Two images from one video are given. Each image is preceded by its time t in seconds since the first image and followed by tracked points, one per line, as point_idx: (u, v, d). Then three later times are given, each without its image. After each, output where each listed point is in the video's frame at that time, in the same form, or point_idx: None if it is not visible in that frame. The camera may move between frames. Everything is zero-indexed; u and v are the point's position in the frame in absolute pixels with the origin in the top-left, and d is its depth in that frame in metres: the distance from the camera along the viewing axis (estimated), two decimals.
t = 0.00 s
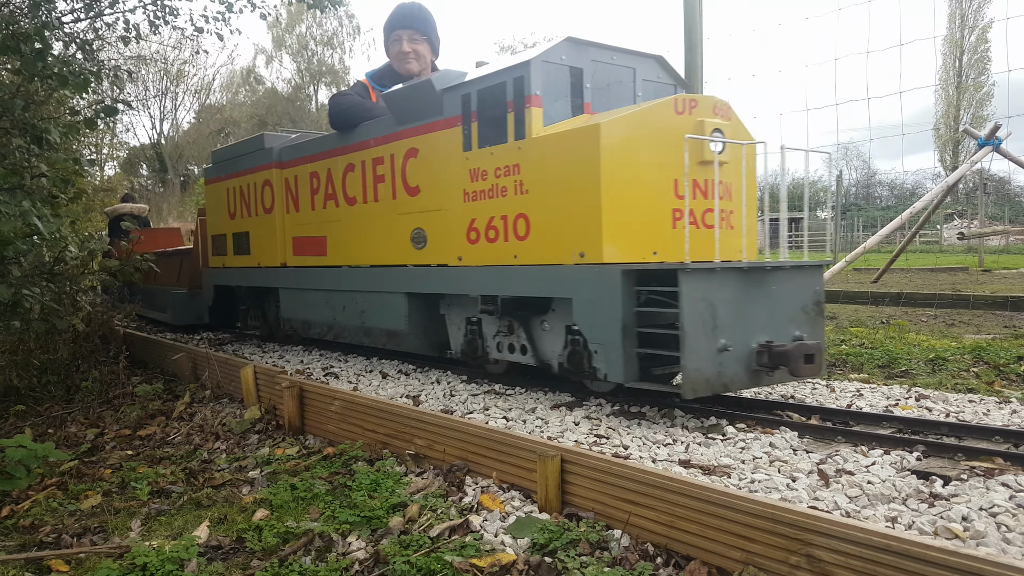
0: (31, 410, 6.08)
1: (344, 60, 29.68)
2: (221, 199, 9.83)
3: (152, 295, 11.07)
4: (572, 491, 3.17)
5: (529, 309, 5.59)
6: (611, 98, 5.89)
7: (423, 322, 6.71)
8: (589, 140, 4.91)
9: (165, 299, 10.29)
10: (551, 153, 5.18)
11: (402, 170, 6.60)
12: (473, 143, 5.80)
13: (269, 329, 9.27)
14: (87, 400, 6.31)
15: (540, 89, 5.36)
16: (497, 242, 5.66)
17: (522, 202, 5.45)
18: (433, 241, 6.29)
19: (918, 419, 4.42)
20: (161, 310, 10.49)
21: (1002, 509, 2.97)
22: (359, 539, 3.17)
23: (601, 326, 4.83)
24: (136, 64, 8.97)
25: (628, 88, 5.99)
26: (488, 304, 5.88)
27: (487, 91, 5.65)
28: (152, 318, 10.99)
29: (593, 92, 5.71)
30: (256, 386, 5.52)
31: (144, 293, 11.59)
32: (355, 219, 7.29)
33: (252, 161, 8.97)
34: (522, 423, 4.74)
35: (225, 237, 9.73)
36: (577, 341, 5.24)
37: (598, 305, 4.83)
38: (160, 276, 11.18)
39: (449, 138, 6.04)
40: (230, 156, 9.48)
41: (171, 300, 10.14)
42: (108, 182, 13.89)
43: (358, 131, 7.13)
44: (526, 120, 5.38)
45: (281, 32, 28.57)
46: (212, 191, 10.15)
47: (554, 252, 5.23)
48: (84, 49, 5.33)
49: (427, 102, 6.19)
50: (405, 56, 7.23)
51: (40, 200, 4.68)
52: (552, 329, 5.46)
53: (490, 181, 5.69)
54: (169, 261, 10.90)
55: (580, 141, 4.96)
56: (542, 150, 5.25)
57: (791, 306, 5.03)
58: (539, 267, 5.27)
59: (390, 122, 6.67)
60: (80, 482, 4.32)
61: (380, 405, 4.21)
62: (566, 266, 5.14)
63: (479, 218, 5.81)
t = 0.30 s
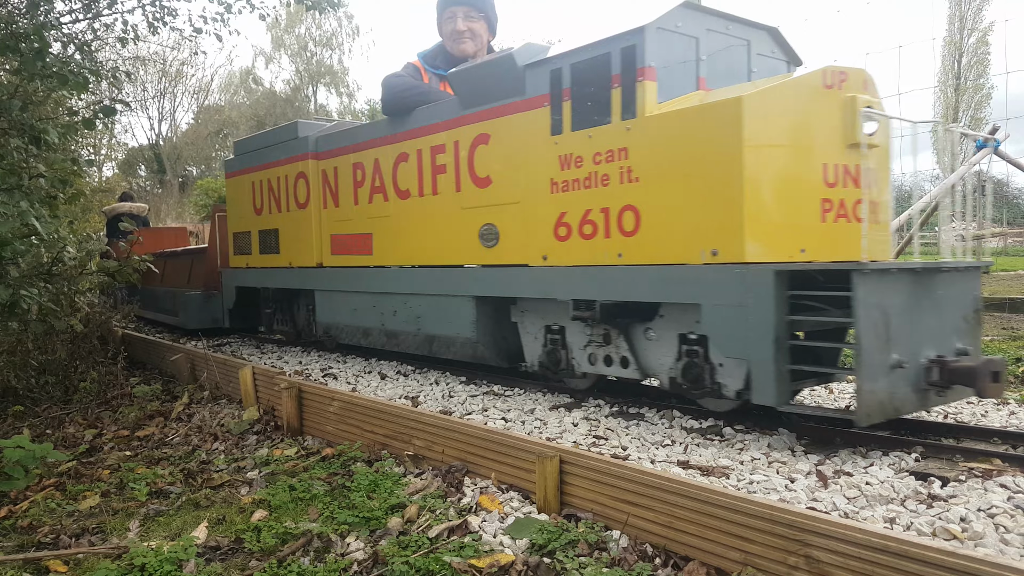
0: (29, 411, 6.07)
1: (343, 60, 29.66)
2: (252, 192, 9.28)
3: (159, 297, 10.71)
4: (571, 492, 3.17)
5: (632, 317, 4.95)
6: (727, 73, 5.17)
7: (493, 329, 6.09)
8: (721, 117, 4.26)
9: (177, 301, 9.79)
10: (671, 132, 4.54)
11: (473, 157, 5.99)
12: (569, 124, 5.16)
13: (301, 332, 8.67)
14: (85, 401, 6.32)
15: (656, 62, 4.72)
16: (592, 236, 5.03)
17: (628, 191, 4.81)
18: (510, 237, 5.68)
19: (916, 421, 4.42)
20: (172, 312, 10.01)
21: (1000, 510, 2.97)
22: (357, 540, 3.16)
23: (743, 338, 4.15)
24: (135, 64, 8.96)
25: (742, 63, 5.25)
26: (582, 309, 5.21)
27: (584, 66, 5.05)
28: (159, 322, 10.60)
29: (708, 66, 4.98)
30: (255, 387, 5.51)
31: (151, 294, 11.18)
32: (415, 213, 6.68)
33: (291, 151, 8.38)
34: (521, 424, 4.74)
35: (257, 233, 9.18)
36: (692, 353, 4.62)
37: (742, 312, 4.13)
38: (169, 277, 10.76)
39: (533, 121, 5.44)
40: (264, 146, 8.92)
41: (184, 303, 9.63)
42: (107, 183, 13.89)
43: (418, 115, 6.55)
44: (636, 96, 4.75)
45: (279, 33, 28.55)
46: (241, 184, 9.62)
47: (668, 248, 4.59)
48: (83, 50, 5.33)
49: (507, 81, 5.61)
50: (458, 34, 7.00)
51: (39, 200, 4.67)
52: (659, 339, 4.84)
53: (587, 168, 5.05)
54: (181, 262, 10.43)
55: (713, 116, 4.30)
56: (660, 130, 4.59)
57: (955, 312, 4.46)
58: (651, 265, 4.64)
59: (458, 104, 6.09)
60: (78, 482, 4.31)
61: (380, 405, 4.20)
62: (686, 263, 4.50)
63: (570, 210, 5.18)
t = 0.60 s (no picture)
0: (28, 410, 6.05)
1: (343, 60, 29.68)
2: (289, 182, 8.57)
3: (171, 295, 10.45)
4: (570, 491, 3.17)
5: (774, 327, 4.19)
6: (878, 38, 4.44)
7: (584, 335, 5.33)
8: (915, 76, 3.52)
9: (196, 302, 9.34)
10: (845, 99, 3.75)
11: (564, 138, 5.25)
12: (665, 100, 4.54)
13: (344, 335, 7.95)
14: (83, 401, 6.33)
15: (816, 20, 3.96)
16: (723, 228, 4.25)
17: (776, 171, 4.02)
18: (610, 230, 4.94)
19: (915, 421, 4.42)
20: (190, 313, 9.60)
21: (999, 511, 2.97)
22: (357, 539, 3.16)
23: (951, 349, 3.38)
24: (134, 63, 8.95)
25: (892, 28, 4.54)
26: (712, 314, 4.47)
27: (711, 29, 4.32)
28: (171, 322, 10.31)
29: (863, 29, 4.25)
30: (254, 386, 5.51)
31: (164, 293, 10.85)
32: (489, 203, 5.92)
33: (337, 135, 7.62)
34: (521, 423, 4.74)
35: (294, 226, 8.45)
36: (858, 367, 3.91)
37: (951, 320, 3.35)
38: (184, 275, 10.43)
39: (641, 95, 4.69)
40: (304, 131, 8.19)
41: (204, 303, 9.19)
42: (106, 182, 13.89)
43: (496, 92, 5.81)
44: (792, 60, 3.97)
45: (279, 32, 28.54)
46: (274, 174, 8.91)
47: (838, 242, 3.80)
48: (82, 49, 5.32)
49: (610, 49, 4.85)
50: (535, 4, 6.35)
51: (38, 199, 4.67)
52: (812, 349, 4.11)
53: (720, 147, 4.25)
54: (198, 259, 10.04)
55: (908, 81, 3.54)
56: (832, 100, 3.79)
57: None
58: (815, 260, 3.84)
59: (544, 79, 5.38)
60: (77, 481, 4.31)
61: (379, 405, 4.20)
62: (861, 258, 3.73)
63: (692, 198, 4.41)
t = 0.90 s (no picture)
0: (28, 410, 6.05)
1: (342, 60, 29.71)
2: (333, 174, 7.86)
3: (183, 298, 10.34)
4: (570, 490, 3.17)
5: (926, 331, 3.61)
6: None
7: (708, 344, 4.62)
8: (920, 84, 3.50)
9: (218, 306, 8.97)
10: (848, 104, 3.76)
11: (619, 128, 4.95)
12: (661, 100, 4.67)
13: (394, 343, 7.26)
14: (83, 401, 6.33)
15: None
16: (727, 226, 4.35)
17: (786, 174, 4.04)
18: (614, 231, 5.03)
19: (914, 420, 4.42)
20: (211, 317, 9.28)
21: (999, 509, 2.98)
22: (357, 538, 3.16)
23: None
24: (134, 64, 8.95)
25: None
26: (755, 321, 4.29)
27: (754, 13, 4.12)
28: (187, 325, 10.02)
29: None
30: (254, 387, 5.51)
31: (179, 295, 10.56)
32: (580, 194, 5.25)
33: (392, 121, 6.91)
34: (522, 423, 4.74)
35: (339, 223, 7.79)
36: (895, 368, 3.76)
37: None
38: (203, 274, 10.07)
39: (755, 65, 4.14)
40: (336, 121, 7.76)
41: (226, 307, 8.80)
42: (105, 183, 13.89)
43: (591, 65, 5.12)
44: (1010, 11, 3.24)
45: (278, 32, 28.55)
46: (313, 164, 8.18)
47: None
48: (81, 49, 5.32)
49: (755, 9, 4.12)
50: None
51: (37, 200, 4.67)
52: None
53: (909, 120, 3.53)
54: (220, 258, 9.62)
55: None
56: None
57: None
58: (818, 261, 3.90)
59: (625, 58, 4.89)
60: (77, 482, 4.31)
61: (380, 405, 4.19)
62: None
63: (835, 185, 3.82)
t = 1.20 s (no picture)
0: (27, 410, 6.03)
1: (341, 60, 29.74)
2: (383, 164, 7.12)
3: (196, 300, 9.95)
4: (569, 490, 3.17)
5: None
6: None
7: (882, 358, 3.85)
8: (998, 71, 3.27)
9: (246, 309, 8.48)
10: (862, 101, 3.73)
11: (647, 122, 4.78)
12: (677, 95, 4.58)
13: (457, 351, 6.59)
14: (81, 402, 6.32)
15: None
16: (728, 221, 4.36)
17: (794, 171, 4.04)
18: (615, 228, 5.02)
19: (912, 419, 4.42)
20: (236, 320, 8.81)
21: (997, 507, 2.98)
22: (356, 538, 3.16)
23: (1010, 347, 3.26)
24: (132, 63, 8.94)
25: None
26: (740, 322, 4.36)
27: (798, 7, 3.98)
28: (206, 328, 9.58)
29: None
30: (252, 387, 5.50)
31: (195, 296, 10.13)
32: (699, 177, 4.50)
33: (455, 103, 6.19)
34: (520, 422, 4.74)
35: (390, 218, 7.11)
36: None
37: None
38: (222, 275, 9.63)
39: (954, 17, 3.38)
40: (364, 111, 7.36)
41: (255, 311, 8.30)
42: (103, 183, 13.89)
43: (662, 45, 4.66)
44: None
45: (277, 32, 28.55)
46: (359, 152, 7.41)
47: None
48: (78, 49, 5.31)
49: None
50: None
51: (34, 200, 4.65)
52: None
53: None
54: (244, 258, 9.18)
55: None
56: None
57: None
58: (821, 258, 3.92)
59: (674, 44, 4.57)
60: (76, 482, 4.30)
61: (379, 404, 4.19)
62: None
63: None
